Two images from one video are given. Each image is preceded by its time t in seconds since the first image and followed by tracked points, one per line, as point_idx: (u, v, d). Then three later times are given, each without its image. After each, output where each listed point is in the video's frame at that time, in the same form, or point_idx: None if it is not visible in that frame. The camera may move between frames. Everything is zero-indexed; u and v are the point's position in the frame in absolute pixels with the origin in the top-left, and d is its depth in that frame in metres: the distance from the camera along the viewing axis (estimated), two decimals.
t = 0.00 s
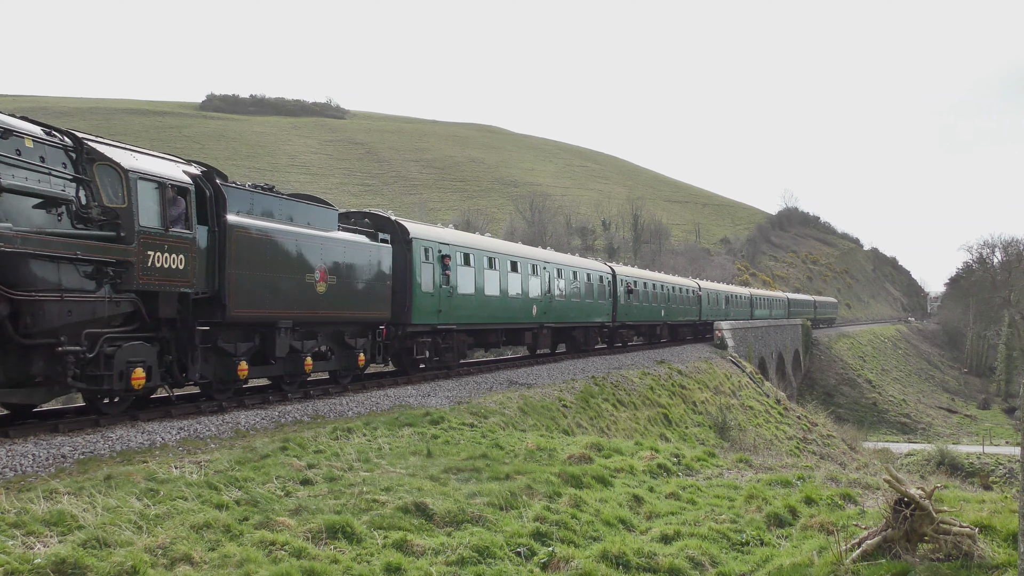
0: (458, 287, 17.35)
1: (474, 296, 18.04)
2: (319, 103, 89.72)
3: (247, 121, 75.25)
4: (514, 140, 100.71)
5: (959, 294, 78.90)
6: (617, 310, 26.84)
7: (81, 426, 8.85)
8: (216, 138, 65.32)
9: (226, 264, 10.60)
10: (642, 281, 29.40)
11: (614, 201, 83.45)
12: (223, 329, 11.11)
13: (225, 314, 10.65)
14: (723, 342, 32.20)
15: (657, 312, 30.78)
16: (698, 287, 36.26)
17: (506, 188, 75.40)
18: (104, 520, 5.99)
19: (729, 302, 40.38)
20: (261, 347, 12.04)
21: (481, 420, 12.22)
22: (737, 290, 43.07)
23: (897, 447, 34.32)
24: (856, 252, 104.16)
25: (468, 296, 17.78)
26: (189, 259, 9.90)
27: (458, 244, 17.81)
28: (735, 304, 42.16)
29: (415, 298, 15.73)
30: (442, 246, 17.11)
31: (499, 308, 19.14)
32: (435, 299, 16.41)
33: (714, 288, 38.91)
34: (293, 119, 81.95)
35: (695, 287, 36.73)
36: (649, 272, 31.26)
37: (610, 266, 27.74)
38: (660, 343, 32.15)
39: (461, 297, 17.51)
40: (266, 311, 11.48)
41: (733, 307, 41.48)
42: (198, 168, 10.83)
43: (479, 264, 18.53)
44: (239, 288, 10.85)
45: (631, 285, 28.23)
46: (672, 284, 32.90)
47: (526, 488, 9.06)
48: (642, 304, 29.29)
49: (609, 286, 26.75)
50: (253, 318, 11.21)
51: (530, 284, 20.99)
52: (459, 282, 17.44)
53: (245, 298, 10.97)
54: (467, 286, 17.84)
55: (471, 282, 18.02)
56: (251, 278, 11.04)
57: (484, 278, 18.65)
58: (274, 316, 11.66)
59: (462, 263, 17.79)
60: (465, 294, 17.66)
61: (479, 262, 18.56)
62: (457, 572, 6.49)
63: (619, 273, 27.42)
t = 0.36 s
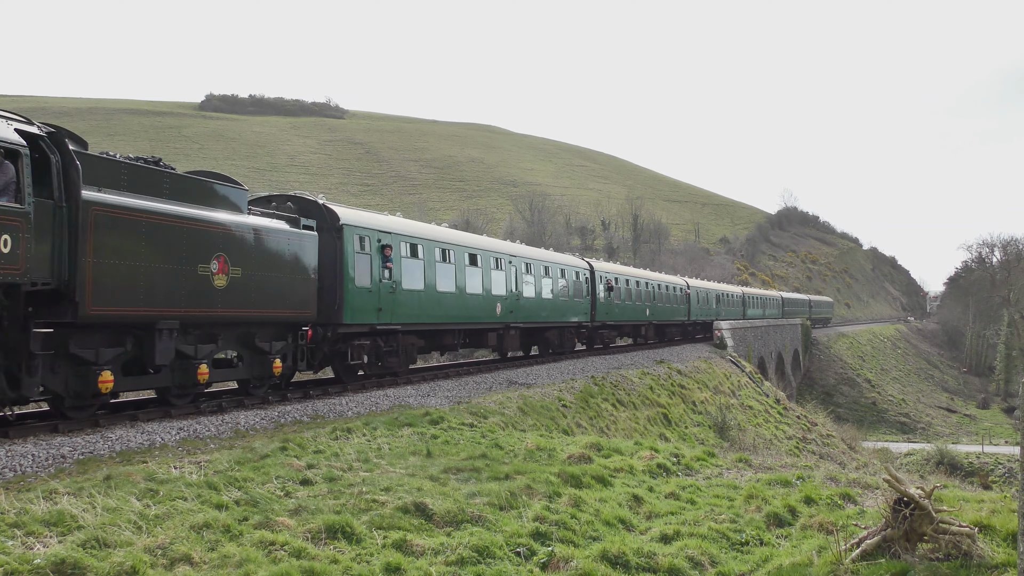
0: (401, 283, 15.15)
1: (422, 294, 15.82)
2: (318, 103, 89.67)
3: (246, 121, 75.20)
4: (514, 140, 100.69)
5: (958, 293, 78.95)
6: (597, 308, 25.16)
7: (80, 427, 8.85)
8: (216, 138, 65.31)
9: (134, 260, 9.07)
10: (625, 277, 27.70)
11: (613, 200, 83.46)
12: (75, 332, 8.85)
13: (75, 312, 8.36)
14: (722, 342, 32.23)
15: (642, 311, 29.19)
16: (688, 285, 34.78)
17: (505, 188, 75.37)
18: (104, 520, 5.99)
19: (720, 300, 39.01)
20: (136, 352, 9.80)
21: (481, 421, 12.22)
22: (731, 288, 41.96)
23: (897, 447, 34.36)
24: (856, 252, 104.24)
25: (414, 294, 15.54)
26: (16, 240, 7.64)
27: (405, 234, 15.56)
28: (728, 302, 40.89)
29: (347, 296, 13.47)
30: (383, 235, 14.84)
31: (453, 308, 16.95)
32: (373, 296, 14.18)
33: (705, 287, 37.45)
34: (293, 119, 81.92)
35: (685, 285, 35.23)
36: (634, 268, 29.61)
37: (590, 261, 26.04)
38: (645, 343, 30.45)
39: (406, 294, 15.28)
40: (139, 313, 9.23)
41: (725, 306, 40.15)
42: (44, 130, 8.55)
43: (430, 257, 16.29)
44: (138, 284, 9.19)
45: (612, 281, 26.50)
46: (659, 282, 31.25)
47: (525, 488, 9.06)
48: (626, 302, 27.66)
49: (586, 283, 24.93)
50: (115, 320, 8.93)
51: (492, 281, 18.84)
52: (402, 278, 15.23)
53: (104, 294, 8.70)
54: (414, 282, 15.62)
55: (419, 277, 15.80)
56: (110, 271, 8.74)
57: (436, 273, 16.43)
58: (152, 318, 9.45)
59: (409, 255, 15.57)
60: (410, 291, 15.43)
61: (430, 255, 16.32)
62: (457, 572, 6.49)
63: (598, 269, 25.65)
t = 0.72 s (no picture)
0: (332, 279, 12.93)
1: (357, 290, 13.56)
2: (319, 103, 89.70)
3: (247, 121, 75.23)
4: (514, 140, 100.75)
5: (958, 294, 78.95)
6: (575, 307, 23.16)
7: (80, 426, 8.84)
8: (217, 138, 65.34)
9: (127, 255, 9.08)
10: (606, 274, 25.72)
11: (613, 201, 83.49)
12: None
13: None
14: (723, 342, 32.26)
15: (627, 311, 27.25)
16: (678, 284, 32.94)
17: (505, 188, 75.41)
18: (104, 519, 5.99)
19: (712, 300, 37.25)
20: None
21: (480, 420, 12.23)
22: (724, 288, 40.35)
23: (897, 448, 34.34)
24: (856, 253, 104.28)
25: (347, 290, 13.28)
26: None
27: (338, 221, 13.28)
28: (721, 302, 39.25)
29: (257, 292, 11.24)
30: (309, 220, 12.53)
31: (398, 307, 14.76)
32: (291, 292, 11.94)
33: (697, 286, 35.67)
34: (293, 119, 81.94)
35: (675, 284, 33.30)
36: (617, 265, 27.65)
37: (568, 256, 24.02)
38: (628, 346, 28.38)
39: (336, 291, 13.02)
40: None
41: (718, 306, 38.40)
42: None
43: (370, 249, 14.02)
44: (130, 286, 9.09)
45: (591, 279, 24.50)
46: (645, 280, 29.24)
47: (525, 488, 9.07)
48: (608, 301, 25.69)
49: (563, 280, 22.97)
50: None
51: (448, 278, 16.67)
52: (335, 273, 13.03)
53: None
54: (348, 276, 13.35)
55: (355, 272, 13.55)
56: None
57: (377, 266, 14.19)
58: (97, 314, 8.62)
59: (342, 245, 13.28)
60: (343, 288, 13.20)
61: (371, 246, 14.06)
62: (457, 572, 6.50)
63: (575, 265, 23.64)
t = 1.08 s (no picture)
0: (242, 271, 10.81)
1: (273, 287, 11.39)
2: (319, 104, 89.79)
3: (247, 122, 75.31)
4: (515, 141, 100.83)
5: (959, 294, 78.94)
6: (548, 306, 21.33)
7: (81, 427, 8.85)
8: (218, 140, 65.43)
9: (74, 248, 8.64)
10: (585, 272, 23.97)
11: (613, 201, 83.51)
12: None
13: None
14: (723, 343, 32.21)
15: (608, 313, 25.48)
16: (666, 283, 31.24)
17: (506, 189, 75.43)
18: (105, 520, 6.00)
19: (703, 300, 35.63)
20: None
21: (481, 421, 12.22)
22: (717, 288, 38.88)
23: (897, 448, 34.32)
24: (857, 253, 104.28)
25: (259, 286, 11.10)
26: None
27: (248, 204, 11.02)
28: (713, 302, 37.76)
29: (130, 288, 9.03)
30: (207, 201, 10.27)
31: (327, 306, 12.62)
32: (179, 289, 9.75)
33: (687, 285, 34.06)
34: (294, 120, 82.01)
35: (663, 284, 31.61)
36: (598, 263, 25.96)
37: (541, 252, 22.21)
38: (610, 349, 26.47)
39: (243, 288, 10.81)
40: None
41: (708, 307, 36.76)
42: None
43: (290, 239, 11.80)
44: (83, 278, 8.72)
45: (567, 276, 22.73)
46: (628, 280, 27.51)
47: (526, 489, 9.07)
48: (587, 301, 23.92)
49: (536, 278, 21.23)
50: None
51: (393, 273, 14.56)
52: (246, 264, 10.91)
53: None
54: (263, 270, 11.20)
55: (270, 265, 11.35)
56: None
57: (300, 259, 12.00)
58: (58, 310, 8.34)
59: (253, 232, 11.06)
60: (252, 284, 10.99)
61: (292, 235, 11.83)
62: (458, 573, 6.50)
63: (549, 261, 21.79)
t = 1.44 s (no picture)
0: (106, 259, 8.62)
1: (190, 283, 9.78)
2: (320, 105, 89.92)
3: (247, 124, 75.46)
4: (515, 141, 100.92)
5: (959, 295, 78.90)
6: (519, 305, 19.43)
7: (81, 428, 8.84)
8: (218, 141, 65.48)
9: None
10: (562, 268, 22.10)
11: (614, 202, 83.55)
12: None
13: None
14: (724, 343, 32.19)
15: (588, 313, 23.63)
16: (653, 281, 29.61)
17: (507, 189, 75.48)
18: (106, 521, 6.01)
19: (694, 299, 34.06)
20: None
21: (482, 422, 12.25)
22: (710, 287, 37.43)
23: (898, 448, 34.33)
24: (857, 253, 104.30)
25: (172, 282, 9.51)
26: None
27: (166, 188, 9.46)
28: (705, 302, 36.25)
29: None
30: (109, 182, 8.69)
31: (259, 306, 11.01)
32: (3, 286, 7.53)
33: (677, 284, 32.53)
34: (295, 121, 82.11)
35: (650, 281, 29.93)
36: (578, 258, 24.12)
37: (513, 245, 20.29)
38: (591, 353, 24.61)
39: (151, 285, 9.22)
40: None
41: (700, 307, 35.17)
42: None
43: (215, 227, 10.21)
44: None
45: (542, 272, 20.83)
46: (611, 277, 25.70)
47: (527, 489, 9.08)
48: (564, 300, 22.05)
49: (506, 275, 19.27)
50: None
51: (345, 270, 13.01)
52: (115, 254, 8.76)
53: None
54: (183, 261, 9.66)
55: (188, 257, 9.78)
56: None
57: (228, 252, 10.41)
58: None
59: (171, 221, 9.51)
60: (164, 281, 9.41)
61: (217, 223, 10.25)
62: (458, 573, 6.51)
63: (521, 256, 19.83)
